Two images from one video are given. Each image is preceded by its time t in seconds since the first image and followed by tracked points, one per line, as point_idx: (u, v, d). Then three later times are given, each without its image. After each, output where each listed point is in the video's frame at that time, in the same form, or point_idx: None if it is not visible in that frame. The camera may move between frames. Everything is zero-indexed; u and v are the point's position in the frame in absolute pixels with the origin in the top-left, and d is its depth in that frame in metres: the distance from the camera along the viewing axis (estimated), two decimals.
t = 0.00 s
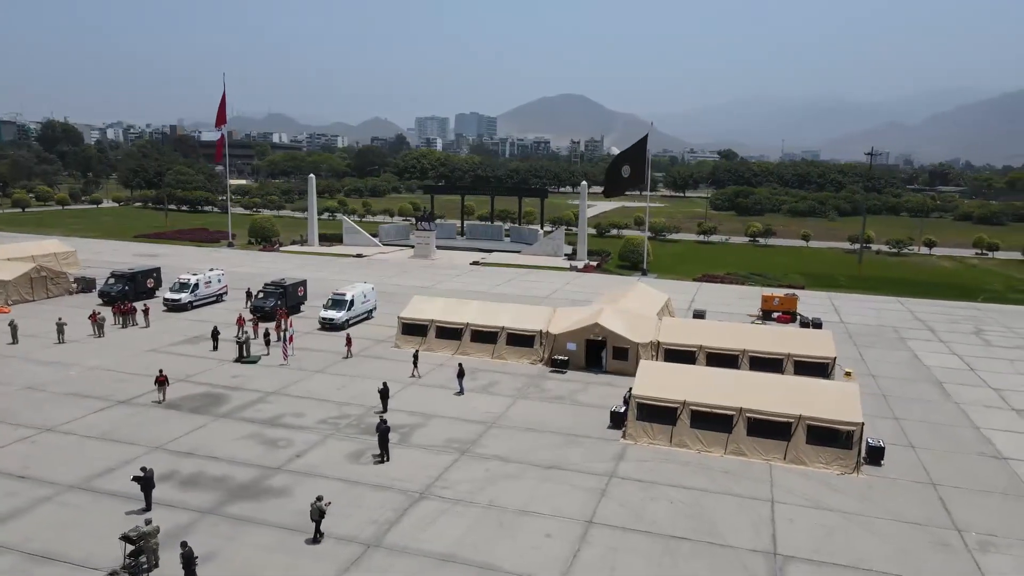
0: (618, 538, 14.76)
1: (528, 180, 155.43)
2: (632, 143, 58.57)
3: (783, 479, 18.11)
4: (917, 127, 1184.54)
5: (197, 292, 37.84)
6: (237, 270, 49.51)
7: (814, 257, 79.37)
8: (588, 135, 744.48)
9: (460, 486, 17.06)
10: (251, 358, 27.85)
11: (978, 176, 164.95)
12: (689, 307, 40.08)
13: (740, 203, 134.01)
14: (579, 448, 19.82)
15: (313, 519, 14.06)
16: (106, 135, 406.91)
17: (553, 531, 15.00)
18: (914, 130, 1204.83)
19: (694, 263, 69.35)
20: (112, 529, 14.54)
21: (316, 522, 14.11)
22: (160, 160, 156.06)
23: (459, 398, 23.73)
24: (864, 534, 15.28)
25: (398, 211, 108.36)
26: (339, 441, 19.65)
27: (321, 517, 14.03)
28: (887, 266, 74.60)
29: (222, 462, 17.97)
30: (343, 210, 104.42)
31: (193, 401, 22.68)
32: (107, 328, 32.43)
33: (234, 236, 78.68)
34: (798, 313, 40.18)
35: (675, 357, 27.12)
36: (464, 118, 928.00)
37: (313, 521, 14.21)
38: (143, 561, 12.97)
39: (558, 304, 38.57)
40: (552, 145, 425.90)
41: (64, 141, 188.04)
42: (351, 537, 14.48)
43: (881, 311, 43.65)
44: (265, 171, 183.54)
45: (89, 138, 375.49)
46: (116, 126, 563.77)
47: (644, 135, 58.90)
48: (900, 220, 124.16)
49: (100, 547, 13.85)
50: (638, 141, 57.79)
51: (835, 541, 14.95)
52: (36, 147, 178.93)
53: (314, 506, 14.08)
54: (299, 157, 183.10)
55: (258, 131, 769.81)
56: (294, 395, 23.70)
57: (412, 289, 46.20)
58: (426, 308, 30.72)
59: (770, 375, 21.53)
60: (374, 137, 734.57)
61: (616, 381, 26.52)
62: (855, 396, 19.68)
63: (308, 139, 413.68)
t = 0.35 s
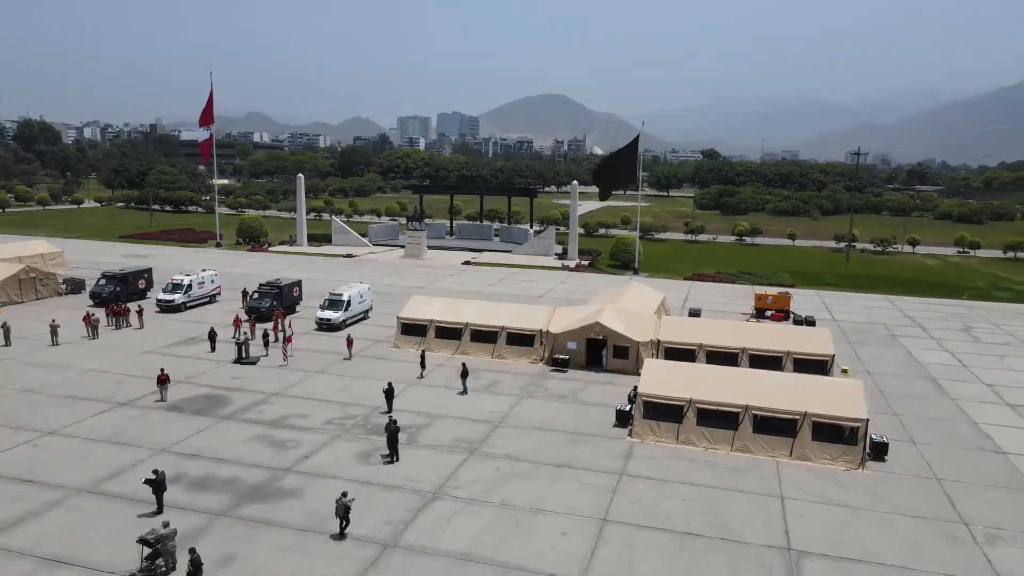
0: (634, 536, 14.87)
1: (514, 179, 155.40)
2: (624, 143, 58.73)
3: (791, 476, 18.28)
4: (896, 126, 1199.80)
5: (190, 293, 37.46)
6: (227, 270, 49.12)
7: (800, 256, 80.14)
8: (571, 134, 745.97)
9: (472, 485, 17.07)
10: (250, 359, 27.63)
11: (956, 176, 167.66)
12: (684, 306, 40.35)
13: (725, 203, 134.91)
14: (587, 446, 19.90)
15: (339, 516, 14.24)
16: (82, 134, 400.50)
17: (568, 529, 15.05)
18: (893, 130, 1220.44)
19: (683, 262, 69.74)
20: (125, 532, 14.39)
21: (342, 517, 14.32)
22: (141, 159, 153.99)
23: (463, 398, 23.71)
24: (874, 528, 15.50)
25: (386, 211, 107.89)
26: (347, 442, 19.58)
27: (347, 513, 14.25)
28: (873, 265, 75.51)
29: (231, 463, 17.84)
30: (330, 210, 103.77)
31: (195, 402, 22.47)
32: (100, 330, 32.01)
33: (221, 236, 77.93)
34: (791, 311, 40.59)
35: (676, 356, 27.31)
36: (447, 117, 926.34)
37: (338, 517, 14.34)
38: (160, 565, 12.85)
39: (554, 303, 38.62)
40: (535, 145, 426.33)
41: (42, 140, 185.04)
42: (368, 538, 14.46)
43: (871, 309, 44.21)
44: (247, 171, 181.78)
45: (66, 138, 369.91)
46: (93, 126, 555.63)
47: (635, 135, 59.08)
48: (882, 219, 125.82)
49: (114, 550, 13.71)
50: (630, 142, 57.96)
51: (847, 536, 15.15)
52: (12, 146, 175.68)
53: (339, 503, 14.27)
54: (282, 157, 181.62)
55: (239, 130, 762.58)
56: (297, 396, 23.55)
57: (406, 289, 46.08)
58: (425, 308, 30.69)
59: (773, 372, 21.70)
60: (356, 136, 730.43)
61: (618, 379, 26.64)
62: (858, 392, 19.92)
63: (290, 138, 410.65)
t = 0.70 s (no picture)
0: (649, 533, 14.96)
1: (500, 179, 155.28)
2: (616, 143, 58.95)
3: (798, 472, 18.46)
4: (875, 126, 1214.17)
5: (183, 294, 37.11)
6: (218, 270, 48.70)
7: (787, 254, 80.89)
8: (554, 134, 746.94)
9: (484, 485, 17.07)
10: (249, 360, 27.43)
11: (934, 175, 170.32)
12: (678, 305, 40.61)
13: (710, 202, 135.77)
14: (594, 445, 19.97)
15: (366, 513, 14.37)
16: (58, 133, 394.63)
17: (583, 527, 15.12)
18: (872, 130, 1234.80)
19: (673, 261, 70.12)
20: (138, 535, 14.25)
21: (368, 513, 14.36)
22: (122, 159, 152.07)
23: (466, 398, 23.69)
24: (883, 523, 15.71)
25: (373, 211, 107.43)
26: (354, 442, 19.50)
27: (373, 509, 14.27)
28: (859, 263, 76.40)
29: (239, 466, 17.70)
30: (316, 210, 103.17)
31: (197, 404, 22.25)
32: (93, 331, 31.61)
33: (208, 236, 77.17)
34: (784, 309, 41.00)
35: (676, 354, 27.50)
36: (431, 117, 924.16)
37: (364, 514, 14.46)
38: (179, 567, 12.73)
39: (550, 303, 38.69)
40: (518, 145, 426.24)
41: (19, 140, 182.10)
42: (384, 538, 14.41)
43: (861, 306, 44.75)
44: (230, 170, 180.11)
45: (42, 137, 364.35)
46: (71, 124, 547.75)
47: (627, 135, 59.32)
48: (864, 218, 127.38)
49: (128, 553, 13.56)
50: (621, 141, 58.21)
51: (857, 531, 15.34)
52: None
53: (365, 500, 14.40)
54: (265, 157, 180.23)
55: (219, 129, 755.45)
56: (300, 397, 23.42)
57: (400, 289, 45.94)
58: (424, 308, 30.65)
59: (775, 370, 21.90)
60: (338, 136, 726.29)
61: (619, 378, 26.73)
62: (861, 388, 20.18)
63: (271, 138, 406.92)
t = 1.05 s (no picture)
0: (664, 530, 15.06)
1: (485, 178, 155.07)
2: (607, 143, 59.14)
3: (804, 468, 18.68)
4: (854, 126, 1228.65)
5: (177, 295, 36.74)
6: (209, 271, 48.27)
7: (774, 254, 81.63)
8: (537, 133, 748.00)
9: (495, 484, 17.08)
10: (248, 361, 27.22)
11: (913, 175, 172.89)
12: (673, 304, 40.89)
13: (695, 202, 136.56)
14: (602, 443, 20.05)
15: (391, 508, 14.51)
16: (34, 132, 388.54)
17: (598, 525, 15.21)
18: (851, 131, 1249.89)
19: (663, 260, 70.48)
20: (153, 539, 14.12)
21: (392, 509, 14.48)
22: (102, 159, 150.02)
23: (470, 397, 23.67)
24: (892, 518, 15.92)
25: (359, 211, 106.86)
26: (362, 443, 19.46)
27: (398, 505, 14.38)
28: (845, 262, 77.27)
29: (249, 467, 17.59)
30: (302, 210, 102.44)
31: (200, 406, 22.06)
32: (87, 333, 31.19)
33: (193, 237, 76.31)
34: (776, 307, 41.42)
35: (676, 352, 27.69)
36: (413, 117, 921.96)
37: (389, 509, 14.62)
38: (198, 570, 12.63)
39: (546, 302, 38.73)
40: (501, 145, 426.15)
41: None
42: (401, 538, 14.39)
43: (852, 304, 45.29)
44: (212, 170, 178.26)
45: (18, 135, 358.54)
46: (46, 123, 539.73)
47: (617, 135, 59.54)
48: (846, 217, 128.89)
49: (144, 559, 13.42)
50: (612, 141, 58.40)
51: (867, 525, 15.56)
52: None
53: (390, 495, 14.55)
54: (248, 157, 178.62)
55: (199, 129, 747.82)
56: (303, 398, 23.28)
57: (393, 289, 45.80)
58: (423, 308, 30.61)
59: (777, 367, 22.11)
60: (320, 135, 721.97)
61: (620, 377, 26.85)
62: (863, 384, 20.44)
63: (252, 138, 403.25)
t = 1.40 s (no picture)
0: (678, 526, 15.16)
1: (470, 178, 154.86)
2: (597, 143, 59.32)
3: (810, 463, 18.89)
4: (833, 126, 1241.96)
5: (169, 296, 36.35)
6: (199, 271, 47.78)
7: (761, 252, 82.35)
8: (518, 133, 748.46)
9: (506, 483, 17.10)
10: (247, 362, 27.01)
11: (892, 175, 175.08)
12: (667, 303, 41.10)
13: (680, 201, 137.25)
14: (608, 441, 20.13)
15: (412, 503, 14.68)
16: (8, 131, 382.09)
17: (612, 522, 15.28)
18: (830, 131, 1263.12)
19: (652, 260, 70.78)
20: (167, 541, 13.95)
21: (414, 505, 14.68)
22: (81, 158, 147.78)
23: (474, 396, 23.65)
24: (900, 512, 16.15)
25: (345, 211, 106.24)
26: (369, 443, 19.38)
27: (420, 500, 14.64)
28: (830, 261, 78.08)
29: (257, 468, 17.45)
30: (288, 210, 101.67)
31: (202, 407, 21.87)
32: (80, 335, 30.79)
33: (179, 237, 75.47)
34: (769, 306, 41.77)
35: (675, 350, 27.89)
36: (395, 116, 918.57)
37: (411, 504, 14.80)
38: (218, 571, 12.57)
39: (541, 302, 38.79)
40: (483, 145, 425.83)
41: None
42: (417, 537, 14.35)
43: (842, 302, 45.81)
44: (193, 170, 176.33)
45: None
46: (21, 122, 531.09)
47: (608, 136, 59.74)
48: (828, 216, 130.31)
49: (159, 561, 13.28)
50: (603, 142, 58.59)
51: (877, 520, 15.74)
52: None
53: (411, 490, 14.71)
54: (229, 156, 176.90)
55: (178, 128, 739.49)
56: (306, 398, 23.13)
57: (386, 289, 45.58)
58: (421, 308, 30.55)
59: (779, 365, 22.30)
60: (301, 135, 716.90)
61: (621, 375, 26.93)
62: (865, 381, 20.71)
63: (231, 138, 399.18)
